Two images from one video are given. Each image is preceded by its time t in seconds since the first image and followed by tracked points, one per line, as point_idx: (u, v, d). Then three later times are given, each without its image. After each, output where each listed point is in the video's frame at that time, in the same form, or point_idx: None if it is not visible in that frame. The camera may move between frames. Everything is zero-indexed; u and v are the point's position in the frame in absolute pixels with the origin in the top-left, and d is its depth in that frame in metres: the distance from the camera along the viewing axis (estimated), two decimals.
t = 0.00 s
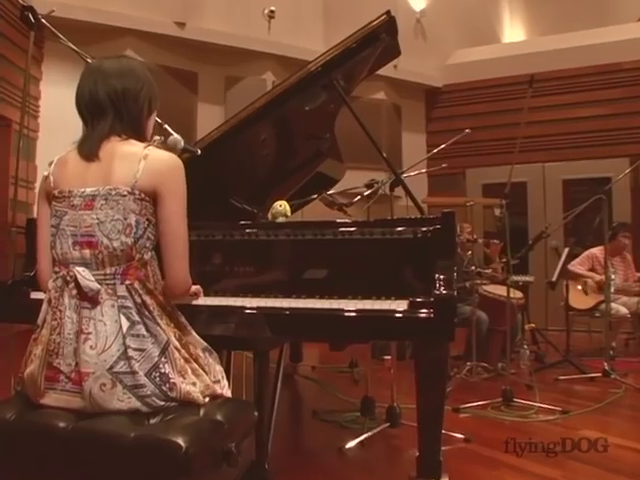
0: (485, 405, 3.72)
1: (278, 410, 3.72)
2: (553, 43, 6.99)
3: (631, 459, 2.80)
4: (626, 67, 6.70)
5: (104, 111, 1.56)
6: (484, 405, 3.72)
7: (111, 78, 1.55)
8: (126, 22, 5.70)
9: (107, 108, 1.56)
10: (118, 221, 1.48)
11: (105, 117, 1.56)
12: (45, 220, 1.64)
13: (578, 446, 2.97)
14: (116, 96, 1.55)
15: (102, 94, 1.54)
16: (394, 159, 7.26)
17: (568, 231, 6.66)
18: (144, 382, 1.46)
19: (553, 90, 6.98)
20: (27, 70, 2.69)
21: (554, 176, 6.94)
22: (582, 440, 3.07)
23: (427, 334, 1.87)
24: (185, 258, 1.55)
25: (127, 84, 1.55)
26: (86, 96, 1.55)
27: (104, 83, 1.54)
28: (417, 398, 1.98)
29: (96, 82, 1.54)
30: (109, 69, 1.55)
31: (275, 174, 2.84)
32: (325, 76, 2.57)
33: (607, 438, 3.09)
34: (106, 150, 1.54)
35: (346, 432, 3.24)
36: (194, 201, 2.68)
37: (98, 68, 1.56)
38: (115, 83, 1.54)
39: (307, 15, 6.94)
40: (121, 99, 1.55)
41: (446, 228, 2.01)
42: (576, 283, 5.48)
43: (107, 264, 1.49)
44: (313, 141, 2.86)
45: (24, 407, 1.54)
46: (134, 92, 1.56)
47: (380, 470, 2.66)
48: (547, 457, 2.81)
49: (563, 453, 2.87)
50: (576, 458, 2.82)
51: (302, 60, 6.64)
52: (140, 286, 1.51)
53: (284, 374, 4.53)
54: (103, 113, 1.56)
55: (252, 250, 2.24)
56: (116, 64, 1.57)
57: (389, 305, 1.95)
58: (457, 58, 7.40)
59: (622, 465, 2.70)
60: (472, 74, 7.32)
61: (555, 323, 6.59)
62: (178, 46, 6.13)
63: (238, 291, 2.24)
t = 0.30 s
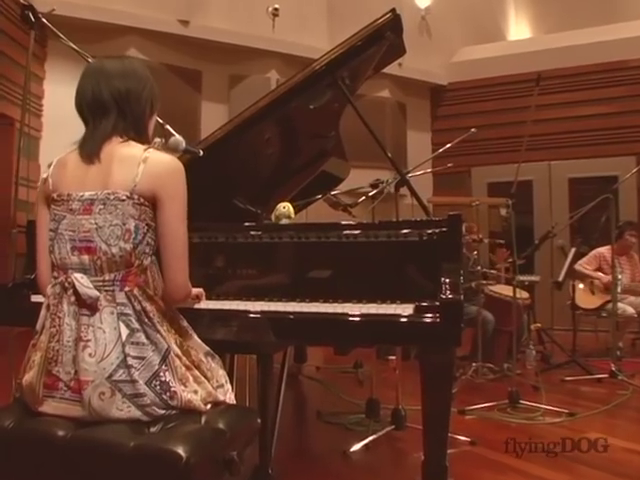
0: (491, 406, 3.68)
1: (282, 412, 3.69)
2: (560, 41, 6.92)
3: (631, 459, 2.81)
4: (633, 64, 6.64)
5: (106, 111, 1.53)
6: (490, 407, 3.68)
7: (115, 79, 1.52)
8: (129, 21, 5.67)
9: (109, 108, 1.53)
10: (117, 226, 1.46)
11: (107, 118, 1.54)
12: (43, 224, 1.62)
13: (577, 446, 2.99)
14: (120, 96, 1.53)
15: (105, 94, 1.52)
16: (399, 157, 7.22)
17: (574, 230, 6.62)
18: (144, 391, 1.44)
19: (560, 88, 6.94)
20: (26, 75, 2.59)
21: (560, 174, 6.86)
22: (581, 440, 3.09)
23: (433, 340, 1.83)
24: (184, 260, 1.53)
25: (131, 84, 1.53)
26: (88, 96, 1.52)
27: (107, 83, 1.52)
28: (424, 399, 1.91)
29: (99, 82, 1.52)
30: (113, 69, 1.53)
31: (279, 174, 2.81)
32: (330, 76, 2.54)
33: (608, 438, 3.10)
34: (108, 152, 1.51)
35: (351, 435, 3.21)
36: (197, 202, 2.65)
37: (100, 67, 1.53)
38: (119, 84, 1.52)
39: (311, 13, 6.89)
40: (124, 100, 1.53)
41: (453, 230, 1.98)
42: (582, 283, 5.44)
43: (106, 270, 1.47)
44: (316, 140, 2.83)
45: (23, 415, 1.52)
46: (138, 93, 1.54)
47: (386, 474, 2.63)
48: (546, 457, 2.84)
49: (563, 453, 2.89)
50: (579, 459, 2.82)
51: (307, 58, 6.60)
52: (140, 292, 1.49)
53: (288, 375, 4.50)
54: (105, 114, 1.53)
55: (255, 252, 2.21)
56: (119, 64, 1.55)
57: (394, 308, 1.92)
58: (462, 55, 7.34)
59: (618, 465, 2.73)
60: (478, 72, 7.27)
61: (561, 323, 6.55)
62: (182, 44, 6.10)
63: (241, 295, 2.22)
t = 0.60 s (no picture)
0: (497, 408, 3.64)
1: (285, 414, 3.64)
2: (566, 38, 6.86)
3: (637, 463, 2.77)
4: None
5: (106, 112, 1.52)
6: (496, 408, 3.64)
7: (115, 81, 1.51)
8: (132, 18, 5.64)
9: (108, 109, 1.52)
10: (115, 230, 1.44)
11: (107, 119, 1.52)
12: (41, 228, 1.59)
13: (577, 447, 3.00)
14: (120, 98, 1.52)
15: (105, 95, 1.51)
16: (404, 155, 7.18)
17: (580, 228, 6.57)
18: (142, 399, 1.41)
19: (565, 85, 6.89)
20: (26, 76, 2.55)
21: (566, 172, 6.81)
22: (582, 440, 3.10)
23: (439, 345, 1.79)
24: (184, 263, 1.50)
25: (131, 86, 1.52)
26: (88, 97, 1.51)
27: (107, 85, 1.51)
28: (428, 402, 1.87)
29: (99, 84, 1.51)
30: (113, 71, 1.52)
31: (282, 174, 2.77)
32: (333, 74, 2.50)
33: (609, 438, 3.10)
34: (107, 153, 1.49)
35: (355, 437, 3.18)
36: (199, 203, 2.62)
37: (100, 69, 1.52)
38: (119, 86, 1.51)
39: (315, 10, 6.85)
40: (124, 102, 1.52)
41: (459, 232, 1.94)
42: (588, 283, 5.39)
43: (103, 275, 1.45)
44: (320, 139, 2.79)
45: (19, 422, 1.50)
46: (138, 95, 1.53)
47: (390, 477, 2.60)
48: (545, 456, 2.86)
49: (563, 453, 2.90)
50: (580, 459, 2.83)
51: (311, 56, 6.56)
52: (138, 298, 1.47)
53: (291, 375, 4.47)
54: (105, 115, 1.52)
55: (258, 254, 2.18)
56: (119, 66, 1.54)
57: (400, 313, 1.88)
58: (467, 53, 7.29)
59: (618, 467, 2.72)
60: (483, 69, 7.22)
61: (567, 322, 6.50)
62: (185, 42, 6.07)
63: (244, 298, 2.18)
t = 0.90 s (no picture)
0: (502, 409, 3.60)
1: (288, 415, 3.61)
2: (572, 33, 6.79)
3: None
4: None
5: (103, 111, 1.49)
6: (501, 410, 3.60)
7: (112, 79, 1.48)
8: (135, 15, 5.60)
9: (106, 109, 1.49)
10: (112, 233, 1.41)
11: (105, 119, 1.49)
12: (37, 231, 1.56)
13: (576, 447, 2.99)
14: (117, 97, 1.48)
15: (102, 94, 1.48)
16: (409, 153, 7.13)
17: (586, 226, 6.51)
18: (140, 406, 1.38)
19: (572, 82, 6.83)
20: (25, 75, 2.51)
21: (572, 169, 6.76)
22: (582, 440, 3.09)
23: (444, 350, 1.76)
24: (182, 266, 1.47)
25: (128, 85, 1.49)
26: (85, 96, 1.48)
27: (104, 84, 1.48)
28: (432, 403, 1.83)
29: (96, 82, 1.48)
30: (110, 70, 1.49)
31: (285, 174, 2.73)
32: (337, 71, 2.46)
33: (609, 439, 3.09)
34: (104, 153, 1.46)
35: (360, 439, 3.15)
36: (200, 203, 2.58)
37: (96, 67, 1.49)
38: (116, 85, 1.48)
39: (320, 6, 6.80)
40: (121, 101, 1.49)
41: (465, 233, 1.90)
42: (595, 282, 5.34)
43: (100, 279, 1.42)
44: (325, 136, 2.75)
45: (15, 429, 1.46)
46: (135, 94, 1.50)
47: None
48: (545, 457, 2.85)
49: (563, 453, 2.90)
50: (580, 460, 2.82)
51: (315, 52, 6.51)
52: (136, 303, 1.43)
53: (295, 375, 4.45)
54: (102, 115, 1.49)
55: (260, 255, 2.15)
56: (116, 65, 1.51)
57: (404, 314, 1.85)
58: (473, 49, 7.23)
59: (623, 469, 2.69)
60: (488, 66, 7.17)
61: (573, 321, 6.45)
62: (188, 40, 6.04)
63: (244, 300, 2.15)
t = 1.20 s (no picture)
0: (508, 409, 3.56)
1: (290, 415, 3.57)
2: (580, 28, 6.72)
3: None
4: None
5: (99, 109, 1.46)
6: (507, 409, 3.56)
7: (109, 76, 1.45)
8: (139, 12, 5.57)
9: (102, 106, 1.45)
10: (107, 234, 1.39)
11: (101, 117, 1.46)
12: (33, 232, 1.54)
13: (576, 446, 2.96)
14: (114, 95, 1.45)
15: (98, 92, 1.44)
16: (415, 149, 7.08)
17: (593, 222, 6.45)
18: (137, 411, 1.36)
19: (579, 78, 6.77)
20: (24, 72, 2.48)
21: (579, 165, 6.70)
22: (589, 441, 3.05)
23: (449, 353, 1.73)
24: (182, 266, 1.44)
25: (125, 82, 1.46)
26: (81, 94, 1.45)
27: (100, 82, 1.44)
28: (437, 404, 1.80)
29: (92, 79, 1.44)
30: (106, 66, 1.45)
31: (288, 172, 2.69)
32: (341, 67, 2.43)
33: (608, 438, 3.07)
34: (99, 153, 1.43)
35: (364, 439, 3.11)
36: (202, 201, 2.55)
37: (93, 64, 1.45)
38: (112, 82, 1.44)
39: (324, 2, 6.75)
40: (118, 98, 1.45)
41: (471, 232, 1.87)
42: (602, 279, 5.29)
43: (96, 281, 1.40)
44: (329, 132, 2.71)
45: (10, 434, 1.44)
46: (133, 91, 1.46)
47: None
48: (546, 458, 2.82)
49: (564, 453, 2.87)
50: (582, 460, 2.79)
51: (320, 48, 6.47)
52: (132, 305, 1.41)
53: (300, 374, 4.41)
54: (99, 113, 1.46)
55: (263, 255, 2.11)
56: (113, 61, 1.47)
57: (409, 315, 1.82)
58: (479, 44, 7.17)
59: (632, 471, 2.65)
60: (494, 61, 7.10)
61: (580, 318, 6.40)
62: (192, 36, 6.00)
63: (246, 301, 2.11)
